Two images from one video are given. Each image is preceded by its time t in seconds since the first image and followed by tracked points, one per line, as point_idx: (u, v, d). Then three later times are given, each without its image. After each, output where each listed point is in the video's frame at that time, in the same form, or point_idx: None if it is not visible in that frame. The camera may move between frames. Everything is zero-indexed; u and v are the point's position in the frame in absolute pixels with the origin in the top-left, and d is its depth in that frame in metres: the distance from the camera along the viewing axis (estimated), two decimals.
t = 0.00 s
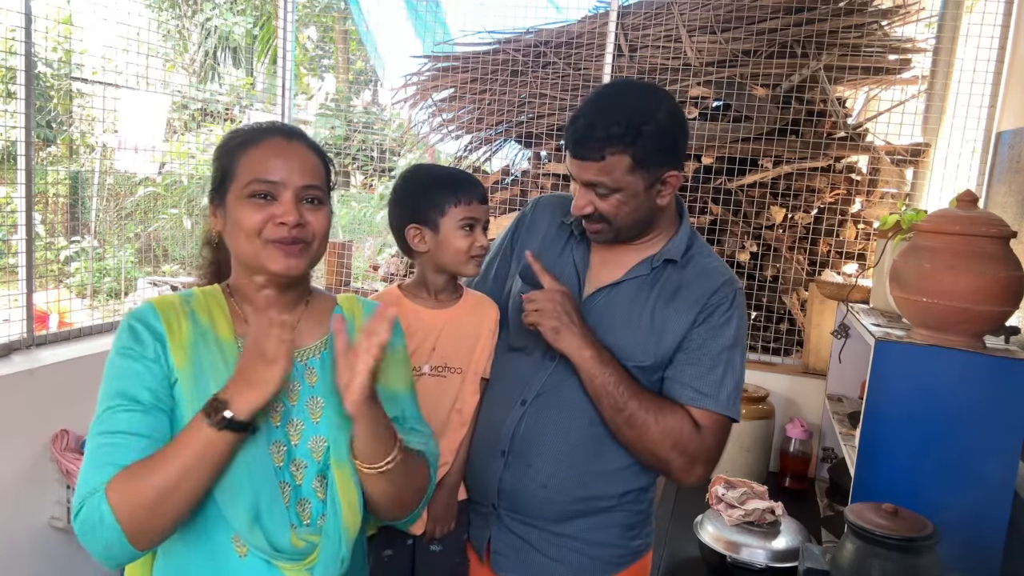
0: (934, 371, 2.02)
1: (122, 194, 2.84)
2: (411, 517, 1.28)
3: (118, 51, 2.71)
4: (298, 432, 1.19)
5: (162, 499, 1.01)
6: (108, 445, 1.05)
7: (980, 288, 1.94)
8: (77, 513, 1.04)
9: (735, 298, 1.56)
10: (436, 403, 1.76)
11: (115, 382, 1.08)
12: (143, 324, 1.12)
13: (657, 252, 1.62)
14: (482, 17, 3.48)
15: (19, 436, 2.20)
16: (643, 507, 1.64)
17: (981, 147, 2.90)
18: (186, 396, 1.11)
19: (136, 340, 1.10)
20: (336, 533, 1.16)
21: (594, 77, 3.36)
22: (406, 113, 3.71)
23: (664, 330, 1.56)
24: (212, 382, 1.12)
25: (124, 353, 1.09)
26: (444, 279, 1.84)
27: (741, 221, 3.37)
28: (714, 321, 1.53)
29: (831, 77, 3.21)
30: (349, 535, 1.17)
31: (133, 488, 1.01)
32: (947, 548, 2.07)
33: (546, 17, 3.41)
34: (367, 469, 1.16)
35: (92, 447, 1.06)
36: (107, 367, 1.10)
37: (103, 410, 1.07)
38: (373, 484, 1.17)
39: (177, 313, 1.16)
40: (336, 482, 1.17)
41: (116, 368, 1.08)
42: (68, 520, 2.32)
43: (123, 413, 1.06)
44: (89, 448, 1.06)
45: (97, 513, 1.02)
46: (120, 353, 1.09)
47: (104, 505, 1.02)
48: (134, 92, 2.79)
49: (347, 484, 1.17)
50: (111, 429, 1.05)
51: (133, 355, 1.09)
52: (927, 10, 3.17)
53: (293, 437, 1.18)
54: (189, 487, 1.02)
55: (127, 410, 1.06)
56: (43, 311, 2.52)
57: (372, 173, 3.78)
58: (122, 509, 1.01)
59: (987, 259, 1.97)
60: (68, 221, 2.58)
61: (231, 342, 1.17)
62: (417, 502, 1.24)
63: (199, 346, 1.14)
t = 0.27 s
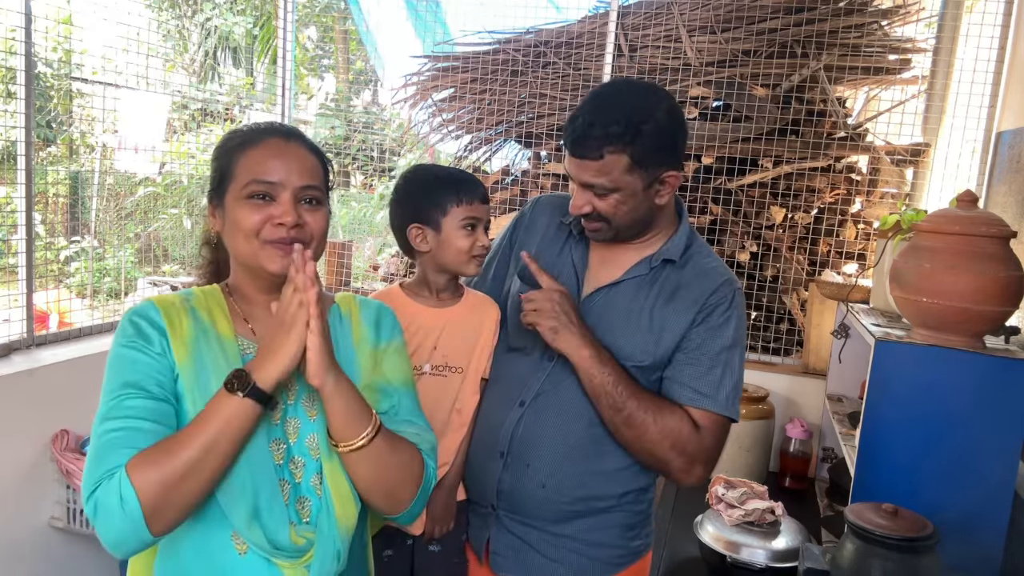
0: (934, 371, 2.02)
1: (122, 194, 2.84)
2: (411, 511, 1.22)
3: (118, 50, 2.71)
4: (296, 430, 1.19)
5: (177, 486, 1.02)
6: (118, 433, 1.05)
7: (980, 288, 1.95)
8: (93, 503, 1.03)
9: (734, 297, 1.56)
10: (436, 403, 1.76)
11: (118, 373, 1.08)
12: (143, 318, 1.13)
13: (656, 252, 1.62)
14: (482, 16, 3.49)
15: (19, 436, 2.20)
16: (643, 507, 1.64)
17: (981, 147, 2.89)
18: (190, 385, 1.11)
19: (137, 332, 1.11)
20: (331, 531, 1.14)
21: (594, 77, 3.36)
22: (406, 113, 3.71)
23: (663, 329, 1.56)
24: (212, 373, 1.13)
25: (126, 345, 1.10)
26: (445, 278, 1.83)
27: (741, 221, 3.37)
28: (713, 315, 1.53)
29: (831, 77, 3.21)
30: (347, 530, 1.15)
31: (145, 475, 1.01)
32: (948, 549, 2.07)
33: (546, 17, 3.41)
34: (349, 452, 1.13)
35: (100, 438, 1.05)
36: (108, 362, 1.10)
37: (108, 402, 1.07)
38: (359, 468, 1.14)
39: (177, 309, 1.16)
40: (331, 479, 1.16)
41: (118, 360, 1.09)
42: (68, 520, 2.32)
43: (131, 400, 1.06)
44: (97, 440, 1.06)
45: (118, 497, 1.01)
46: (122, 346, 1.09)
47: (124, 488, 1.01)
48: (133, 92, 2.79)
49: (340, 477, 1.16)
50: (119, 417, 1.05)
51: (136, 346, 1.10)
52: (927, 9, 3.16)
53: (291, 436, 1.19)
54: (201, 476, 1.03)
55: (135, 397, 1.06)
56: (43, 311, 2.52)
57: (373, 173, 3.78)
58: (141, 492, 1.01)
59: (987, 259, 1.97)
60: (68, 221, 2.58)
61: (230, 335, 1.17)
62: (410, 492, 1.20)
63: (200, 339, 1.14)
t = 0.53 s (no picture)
0: (932, 370, 2.02)
1: (122, 194, 2.84)
2: (411, 504, 1.21)
3: (118, 50, 2.71)
4: (295, 428, 1.19)
5: (186, 481, 1.02)
6: (125, 430, 1.04)
7: (979, 288, 1.95)
8: (103, 500, 1.03)
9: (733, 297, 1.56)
10: (435, 403, 1.76)
11: (121, 371, 1.08)
12: (143, 317, 1.13)
13: (655, 252, 1.62)
14: (482, 17, 3.49)
15: (19, 436, 2.20)
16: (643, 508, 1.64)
17: (982, 147, 2.89)
18: (193, 381, 1.11)
19: (139, 331, 1.11)
20: (331, 529, 1.15)
21: (594, 77, 3.34)
22: (406, 113, 3.72)
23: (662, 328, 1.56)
24: (213, 370, 1.13)
25: (129, 343, 1.10)
26: (445, 278, 1.84)
27: (741, 221, 3.37)
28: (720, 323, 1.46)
29: (832, 77, 3.20)
30: (345, 526, 1.15)
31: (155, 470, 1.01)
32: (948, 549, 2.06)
33: (546, 18, 3.41)
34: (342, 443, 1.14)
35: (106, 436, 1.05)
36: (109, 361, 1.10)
37: (112, 399, 1.07)
38: (353, 460, 1.14)
39: (178, 308, 1.16)
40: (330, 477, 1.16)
41: (120, 359, 1.09)
42: (68, 520, 2.32)
43: (137, 397, 1.06)
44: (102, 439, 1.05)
45: (129, 493, 1.01)
46: (124, 345, 1.10)
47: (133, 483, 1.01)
48: (133, 92, 2.79)
49: (337, 472, 1.16)
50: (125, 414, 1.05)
51: (138, 344, 1.10)
52: (926, 10, 3.17)
53: (290, 434, 1.19)
54: (210, 471, 1.03)
55: (141, 394, 1.06)
56: (43, 311, 2.51)
57: (372, 173, 3.78)
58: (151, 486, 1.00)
59: (987, 259, 1.97)
60: (68, 221, 2.58)
61: (230, 333, 1.18)
62: (406, 486, 1.19)
63: (200, 336, 1.14)
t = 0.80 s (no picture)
0: (933, 370, 2.02)
1: (122, 194, 2.84)
2: (410, 503, 1.21)
3: (118, 50, 2.71)
4: (295, 428, 1.20)
5: (192, 477, 1.02)
6: (128, 428, 1.04)
7: (979, 288, 1.95)
8: (108, 498, 1.02)
9: (733, 296, 1.55)
10: (436, 404, 1.76)
11: (123, 370, 1.07)
12: (144, 315, 1.13)
13: (655, 252, 1.62)
14: (482, 17, 3.49)
15: (19, 436, 2.20)
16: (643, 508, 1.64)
17: (982, 147, 2.89)
18: (194, 379, 1.11)
19: (140, 329, 1.11)
20: (330, 527, 1.15)
21: (594, 77, 3.33)
22: (406, 113, 3.72)
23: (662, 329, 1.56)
24: (213, 369, 1.13)
25: (130, 341, 1.10)
26: (445, 278, 1.84)
27: (741, 221, 3.37)
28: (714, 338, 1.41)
29: (831, 77, 3.21)
30: (345, 526, 1.15)
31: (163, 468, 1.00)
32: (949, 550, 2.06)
33: (546, 18, 3.41)
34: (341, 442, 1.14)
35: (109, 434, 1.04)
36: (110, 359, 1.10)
37: (114, 397, 1.06)
38: (352, 458, 1.14)
39: (179, 307, 1.16)
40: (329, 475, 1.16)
41: (122, 357, 1.08)
42: (67, 520, 2.32)
43: (140, 395, 1.05)
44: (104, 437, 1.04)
45: (135, 490, 1.00)
46: (126, 343, 1.09)
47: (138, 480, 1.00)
48: (133, 92, 2.79)
49: (336, 471, 1.17)
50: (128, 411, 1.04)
51: (140, 342, 1.10)
52: (926, 10, 3.17)
53: (291, 434, 1.19)
54: (215, 467, 1.03)
55: (144, 392, 1.06)
56: (44, 311, 2.51)
57: (372, 173, 3.79)
58: (159, 483, 1.00)
59: (987, 260, 1.97)
60: (68, 221, 2.58)
61: (230, 332, 1.18)
62: (404, 485, 1.19)
63: (201, 335, 1.14)
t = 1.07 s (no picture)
0: (932, 370, 2.02)
1: (122, 194, 2.84)
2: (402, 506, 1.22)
3: (118, 50, 2.71)
4: (292, 433, 1.19)
5: (197, 484, 1.02)
6: (131, 434, 1.04)
7: (980, 289, 1.95)
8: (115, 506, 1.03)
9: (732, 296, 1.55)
10: (435, 404, 1.76)
11: (128, 375, 1.08)
12: (147, 318, 1.13)
13: (655, 252, 1.62)
14: (482, 17, 3.49)
15: (18, 436, 2.20)
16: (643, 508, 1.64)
17: (982, 146, 2.89)
18: (198, 384, 1.11)
19: (143, 332, 1.11)
20: (322, 535, 1.15)
21: (594, 77, 3.34)
22: (406, 113, 3.72)
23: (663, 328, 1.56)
24: (216, 374, 1.13)
25: (133, 346, 1.10)
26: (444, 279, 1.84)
27: (741, 221, 3.37)
28: (724, 320, 1.45)
29: (831, 77, 3.21)
30: (337, 534, 1.16)
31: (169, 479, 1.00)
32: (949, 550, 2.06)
33: (546, 17, 3.41)
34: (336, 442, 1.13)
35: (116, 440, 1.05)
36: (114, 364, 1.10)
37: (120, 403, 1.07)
38: (345, 459, 1.14)
39: (181, 310, 1.16)
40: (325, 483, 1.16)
41: (126, 362, 1.09)
42: (67, 520, 2.32)
43: (145, 401, 1.06)
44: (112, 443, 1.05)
45: (140, 498, 1.00)
46: (129, 348, 1.09)
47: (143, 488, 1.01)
48: (133, 92, 2.80)
49: (330, 478, 1.16)
50: (134, 417, 1.05)
51: (143, 346, 1.10)
52: (926, 10, 3.17)
53: (288, 439, 1.19)
54: (221, 475, 1.03)
55: (149, 398, 1.07)
56: (44, 311, 2.52)
57: (372, 173, 3.79)
58: (166, 493, 1.00)
59: (987, 260, 1.97)
60: (68, 221, 2.58)
61: (232, 336, 1.18)
62: (395, 488, 1.18)
63: (203, 340, 1.14)
